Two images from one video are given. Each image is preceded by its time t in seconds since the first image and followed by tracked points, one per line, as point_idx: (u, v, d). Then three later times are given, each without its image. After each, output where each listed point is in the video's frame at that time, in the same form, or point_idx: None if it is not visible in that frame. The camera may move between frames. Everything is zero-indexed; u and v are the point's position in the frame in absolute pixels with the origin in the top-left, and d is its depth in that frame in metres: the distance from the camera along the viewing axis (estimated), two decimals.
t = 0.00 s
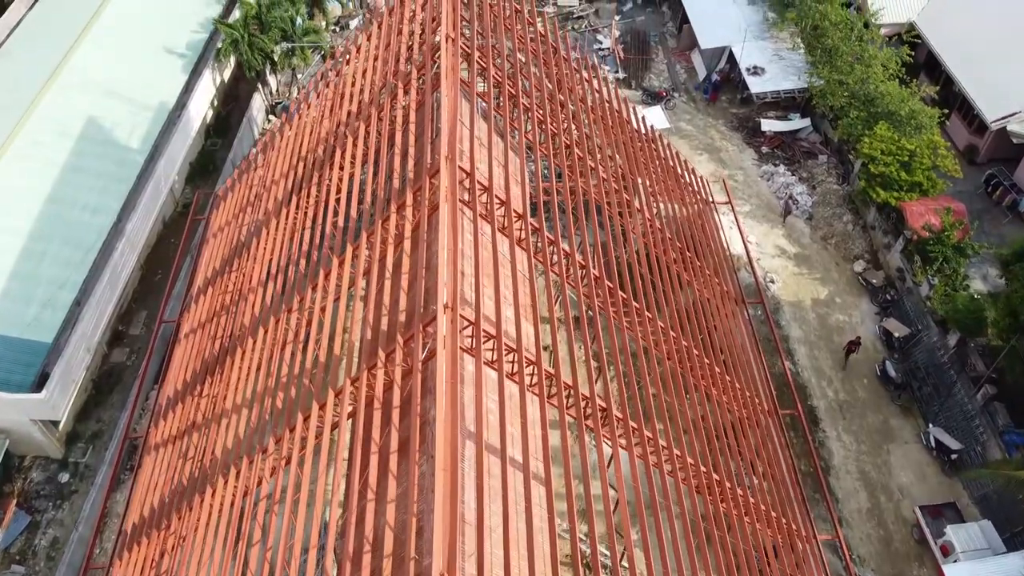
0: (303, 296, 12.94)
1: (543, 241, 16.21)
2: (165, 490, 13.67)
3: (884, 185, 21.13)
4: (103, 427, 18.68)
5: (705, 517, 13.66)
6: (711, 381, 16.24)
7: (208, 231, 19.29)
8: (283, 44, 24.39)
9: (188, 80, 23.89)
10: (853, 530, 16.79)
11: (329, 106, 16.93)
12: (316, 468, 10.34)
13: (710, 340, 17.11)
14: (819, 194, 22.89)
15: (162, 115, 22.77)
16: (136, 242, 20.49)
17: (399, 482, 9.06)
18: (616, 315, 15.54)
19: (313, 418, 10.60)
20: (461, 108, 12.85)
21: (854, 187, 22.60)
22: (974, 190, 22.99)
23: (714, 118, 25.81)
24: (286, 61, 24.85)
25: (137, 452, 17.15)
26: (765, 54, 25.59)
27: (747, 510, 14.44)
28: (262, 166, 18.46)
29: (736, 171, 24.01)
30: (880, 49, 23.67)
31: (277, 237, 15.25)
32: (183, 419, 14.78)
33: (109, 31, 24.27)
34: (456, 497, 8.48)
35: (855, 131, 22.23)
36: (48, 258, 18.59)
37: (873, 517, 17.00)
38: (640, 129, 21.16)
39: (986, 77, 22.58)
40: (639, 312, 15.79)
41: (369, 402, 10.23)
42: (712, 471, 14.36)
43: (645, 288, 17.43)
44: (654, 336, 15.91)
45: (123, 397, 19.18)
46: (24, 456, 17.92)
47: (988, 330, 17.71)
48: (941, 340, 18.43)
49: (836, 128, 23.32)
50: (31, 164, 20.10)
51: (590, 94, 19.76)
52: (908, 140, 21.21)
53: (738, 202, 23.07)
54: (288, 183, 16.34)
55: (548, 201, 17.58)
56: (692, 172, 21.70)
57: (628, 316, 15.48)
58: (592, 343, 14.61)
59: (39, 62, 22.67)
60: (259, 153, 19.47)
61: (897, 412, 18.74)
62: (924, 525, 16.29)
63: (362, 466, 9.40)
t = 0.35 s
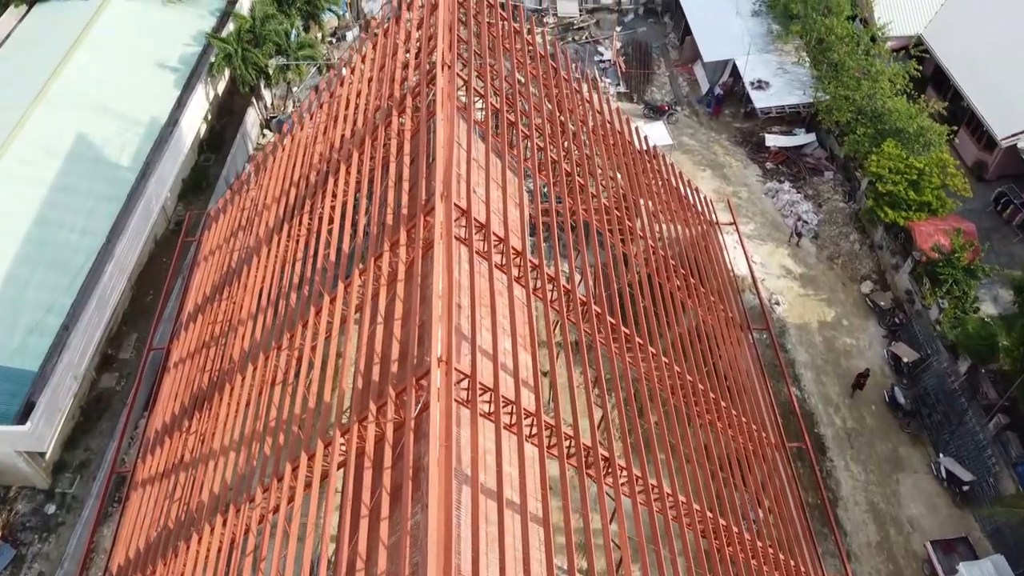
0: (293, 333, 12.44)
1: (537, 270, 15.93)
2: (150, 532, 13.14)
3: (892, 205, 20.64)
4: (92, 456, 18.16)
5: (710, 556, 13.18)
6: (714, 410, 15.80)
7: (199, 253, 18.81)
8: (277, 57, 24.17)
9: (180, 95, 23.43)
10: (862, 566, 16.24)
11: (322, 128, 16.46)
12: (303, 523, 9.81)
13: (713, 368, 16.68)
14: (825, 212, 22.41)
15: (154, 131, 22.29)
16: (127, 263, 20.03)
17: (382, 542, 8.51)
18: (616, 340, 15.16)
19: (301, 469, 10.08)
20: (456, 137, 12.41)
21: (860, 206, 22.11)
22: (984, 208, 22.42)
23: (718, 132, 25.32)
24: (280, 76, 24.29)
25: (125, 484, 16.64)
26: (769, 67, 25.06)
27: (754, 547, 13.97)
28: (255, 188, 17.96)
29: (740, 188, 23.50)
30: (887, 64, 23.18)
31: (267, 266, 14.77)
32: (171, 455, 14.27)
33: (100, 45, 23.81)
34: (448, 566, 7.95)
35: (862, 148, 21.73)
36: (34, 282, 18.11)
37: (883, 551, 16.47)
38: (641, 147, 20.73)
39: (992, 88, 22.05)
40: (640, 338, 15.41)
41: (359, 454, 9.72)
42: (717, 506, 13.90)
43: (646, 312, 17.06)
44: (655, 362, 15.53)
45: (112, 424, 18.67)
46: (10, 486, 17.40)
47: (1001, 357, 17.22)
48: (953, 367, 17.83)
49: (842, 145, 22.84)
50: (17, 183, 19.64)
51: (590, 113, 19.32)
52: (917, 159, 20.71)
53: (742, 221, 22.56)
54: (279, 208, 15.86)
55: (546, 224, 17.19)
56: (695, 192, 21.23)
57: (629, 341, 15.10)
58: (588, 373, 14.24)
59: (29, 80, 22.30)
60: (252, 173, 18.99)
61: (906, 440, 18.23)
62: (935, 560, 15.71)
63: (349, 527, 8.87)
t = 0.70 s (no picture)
0: (283, 370, 11.97)
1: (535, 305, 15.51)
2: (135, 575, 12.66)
3: (900, 224, 20.19)
4: (79, 485, 17.69)
5: None
6: (715, 440, 15.40)
7: (189, 276, 18.33)
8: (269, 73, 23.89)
9: (173, 110, 22.97)
10: None
11: (315, 150, 16.00)
12: None
13: (715, 397, 16.30)
14: (831, 230, 21.93)
15: (145, 148, 21.83)
16: (116, 286, 19.58)
17: None
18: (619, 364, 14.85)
19: (288, 522, 9.61)
20: (452, 170, 11.98)
21: (867, 224, 21.63)
22: (993, 226, 21.93)
23: (720, 146, 24.87)
24: (274, 90, 23.76)
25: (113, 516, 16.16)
26: (774, 80, 24.54)
27: None
28: (248, 209, 17.48)
29: (744, 204, 23.04)
30: (893, 78, 22.72)
31: (258, 295, 14.31)
32: (157, 492, 13.81)
33: (90, 58, 23.35)
34: None
35: (868, 166, 21.26)
36: (21, 306, 17.66)
37: None
38: (643, 165, 20.31)
39: (1000, 102, 21.52)
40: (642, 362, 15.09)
41: (349, 507, 9.23)
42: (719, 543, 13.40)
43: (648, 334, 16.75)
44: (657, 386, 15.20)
45: (101, 452, 18.21)
46: None
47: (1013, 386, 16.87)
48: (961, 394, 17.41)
49: (848, 162, 22.35)
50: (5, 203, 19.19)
51: (591, 131, 18.91)
52: (925, 177, 20.22)
53: (746, 239, 22.11)
54: (269, 234, 15.39)
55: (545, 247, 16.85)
56: (697, 212, 20.78)
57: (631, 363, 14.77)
58: (587, 402, 13.84)
59: (19, 96, 21.85)
60: (245, 194, 18.52)
61: (915, 469, 17.75)
62: None
63: None
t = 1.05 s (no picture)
0: (273, 408, 11.52)
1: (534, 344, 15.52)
2: None
3: (908, 243, 19.77)
4: (68, 513, 17.21)
5: None
6: (720, 469, 14.92)
7: (180, 298, 17.88)
8: (263, 86, 23.62)
9: (166, 124, 22.50)
10: None
11: (309, 172, 15.56)
12: None
13: (719, 424, 15.84)
14: (838, 248, 21.47)
15: (138, 163, 21.36)
16: (107, 307, 19.10)
17: None
18: (624, 384, 14.46)
19: None
20: (449, 200, 11.55)
21: (874, 242, 21.18)
22: (1004, 244, 21.47)
23: (724, 160, 24.40)
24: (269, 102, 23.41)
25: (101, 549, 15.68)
26: (778, 93, 24.06)
27: None
28: (240, 230, 16.99)
29: (748, 221, 22.59)
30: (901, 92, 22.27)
31: (249, 323, 13.84)
32: (145, 529, 13.34)
33: (82, 71, 22.89)
34: None
35: (876, 182, 20.81)
36: (7, 330, 17.20)
37: None
38: (645, 182, 19.85)
39: (1009, 116, 21.02)
40: (647, 384, 14.69)
41: (340, 563, 8.77)
42: None
43: (651, 355, 16.35)
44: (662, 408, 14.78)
45: (90, 478, 17.74)
46: None
47: None
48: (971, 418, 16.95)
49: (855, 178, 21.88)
50: None
51: (592, 149, 18.47)
52: (935, 195, 19.77)
53: (751, 257, 21.66)
54: (261, 259, 14.94)
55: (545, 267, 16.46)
56: (701, 230, 20.32)
57: (636, 384, 14.36)
58: (587, 431, 13.51)
59: (8, 110, 21.39)
60: (238, 213, 18.03)
61: (925, 496, 17.28)
62: None
63: None
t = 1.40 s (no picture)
0: (265, 447, 11.07)
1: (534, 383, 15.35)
2: None
3: (917, 261, 19.35)
4: (56, 541, 16.74)
5: None
6: (726, 496, 14.43)
7: (173, 320, 17.44)
8: (258, 98, 23.21)
9: (159, 138, 22.07)
10: None
11: (303, 193, 15.10)
12: None
13: (725, 451, 15.38)
14: (845, 264, 21.02)
15: (130, 178, 20.93)
16: (97, 328, 18.66)
17: None
18: (627, 409, 14.02)
19: None
20: (446, 230, 11.11)
21: (882, 259, 20.76)
22: (1015, 261, 20.98)
23: (728, 173, 23.96)
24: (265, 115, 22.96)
25: None
26: (783, 105, 23.62)
27: None
28: (233, 251, 16.56)
29: (754, 236, 22.15)
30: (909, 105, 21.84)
31: (241, 351, 13.40)
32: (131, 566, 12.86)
33: (74, 83, 22.47)
34: None
35: (883, 198, 20.39)
36: None
37: None
38: (648, 198, 19.41)
39: (1017, 126, 20.58)
40: (650, 409, 14.25)
41: None
42: None
43: (655, 377, 15.91)
44: (665, 433, 14.34)
45: (79, 505, 17.28)
46: None
47: None
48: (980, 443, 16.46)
49: (862, 193, 21.45)
50: None
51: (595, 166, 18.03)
52: (945, 211, 19.34)
53: (756, 273, 21.23)
54: (254, 284, 14.49)
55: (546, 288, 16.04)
56: (706, 249, 19.88)
57: (639, 409, 13.92)
58: (588, 455, 12.92)
59: None
60: (231, 232, 17.59)
61: (936, 523, 16.79)
62: None
63: None
